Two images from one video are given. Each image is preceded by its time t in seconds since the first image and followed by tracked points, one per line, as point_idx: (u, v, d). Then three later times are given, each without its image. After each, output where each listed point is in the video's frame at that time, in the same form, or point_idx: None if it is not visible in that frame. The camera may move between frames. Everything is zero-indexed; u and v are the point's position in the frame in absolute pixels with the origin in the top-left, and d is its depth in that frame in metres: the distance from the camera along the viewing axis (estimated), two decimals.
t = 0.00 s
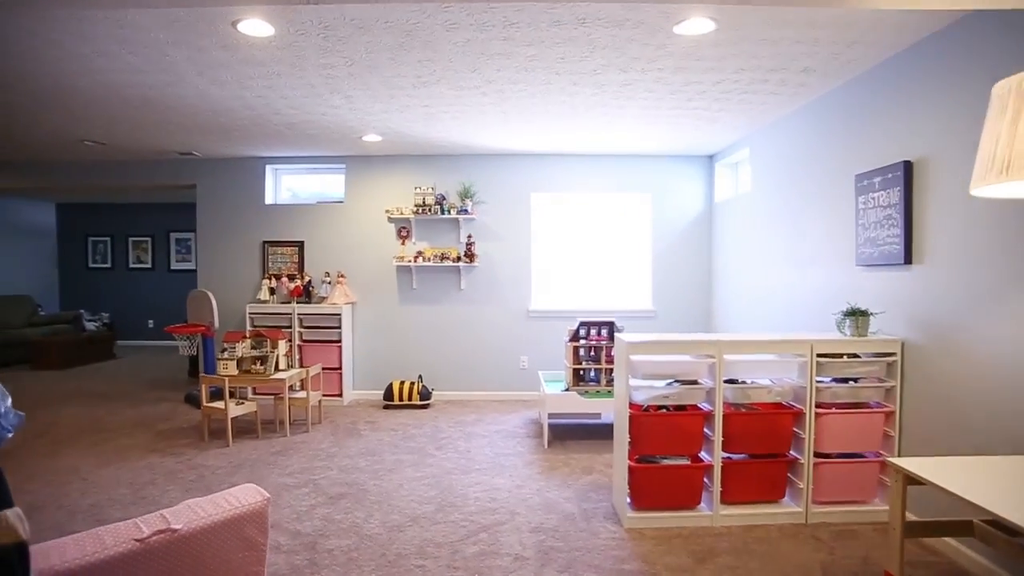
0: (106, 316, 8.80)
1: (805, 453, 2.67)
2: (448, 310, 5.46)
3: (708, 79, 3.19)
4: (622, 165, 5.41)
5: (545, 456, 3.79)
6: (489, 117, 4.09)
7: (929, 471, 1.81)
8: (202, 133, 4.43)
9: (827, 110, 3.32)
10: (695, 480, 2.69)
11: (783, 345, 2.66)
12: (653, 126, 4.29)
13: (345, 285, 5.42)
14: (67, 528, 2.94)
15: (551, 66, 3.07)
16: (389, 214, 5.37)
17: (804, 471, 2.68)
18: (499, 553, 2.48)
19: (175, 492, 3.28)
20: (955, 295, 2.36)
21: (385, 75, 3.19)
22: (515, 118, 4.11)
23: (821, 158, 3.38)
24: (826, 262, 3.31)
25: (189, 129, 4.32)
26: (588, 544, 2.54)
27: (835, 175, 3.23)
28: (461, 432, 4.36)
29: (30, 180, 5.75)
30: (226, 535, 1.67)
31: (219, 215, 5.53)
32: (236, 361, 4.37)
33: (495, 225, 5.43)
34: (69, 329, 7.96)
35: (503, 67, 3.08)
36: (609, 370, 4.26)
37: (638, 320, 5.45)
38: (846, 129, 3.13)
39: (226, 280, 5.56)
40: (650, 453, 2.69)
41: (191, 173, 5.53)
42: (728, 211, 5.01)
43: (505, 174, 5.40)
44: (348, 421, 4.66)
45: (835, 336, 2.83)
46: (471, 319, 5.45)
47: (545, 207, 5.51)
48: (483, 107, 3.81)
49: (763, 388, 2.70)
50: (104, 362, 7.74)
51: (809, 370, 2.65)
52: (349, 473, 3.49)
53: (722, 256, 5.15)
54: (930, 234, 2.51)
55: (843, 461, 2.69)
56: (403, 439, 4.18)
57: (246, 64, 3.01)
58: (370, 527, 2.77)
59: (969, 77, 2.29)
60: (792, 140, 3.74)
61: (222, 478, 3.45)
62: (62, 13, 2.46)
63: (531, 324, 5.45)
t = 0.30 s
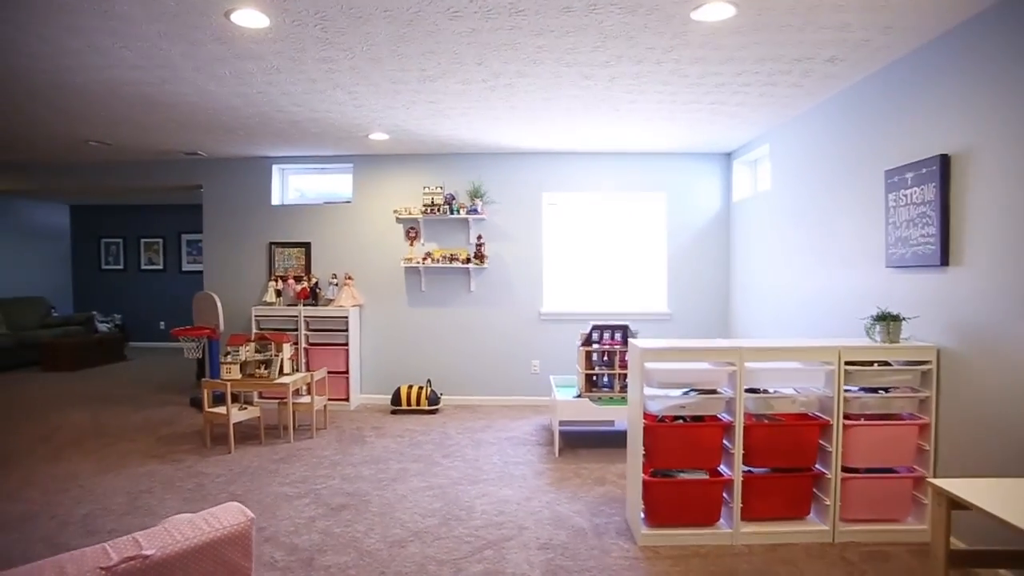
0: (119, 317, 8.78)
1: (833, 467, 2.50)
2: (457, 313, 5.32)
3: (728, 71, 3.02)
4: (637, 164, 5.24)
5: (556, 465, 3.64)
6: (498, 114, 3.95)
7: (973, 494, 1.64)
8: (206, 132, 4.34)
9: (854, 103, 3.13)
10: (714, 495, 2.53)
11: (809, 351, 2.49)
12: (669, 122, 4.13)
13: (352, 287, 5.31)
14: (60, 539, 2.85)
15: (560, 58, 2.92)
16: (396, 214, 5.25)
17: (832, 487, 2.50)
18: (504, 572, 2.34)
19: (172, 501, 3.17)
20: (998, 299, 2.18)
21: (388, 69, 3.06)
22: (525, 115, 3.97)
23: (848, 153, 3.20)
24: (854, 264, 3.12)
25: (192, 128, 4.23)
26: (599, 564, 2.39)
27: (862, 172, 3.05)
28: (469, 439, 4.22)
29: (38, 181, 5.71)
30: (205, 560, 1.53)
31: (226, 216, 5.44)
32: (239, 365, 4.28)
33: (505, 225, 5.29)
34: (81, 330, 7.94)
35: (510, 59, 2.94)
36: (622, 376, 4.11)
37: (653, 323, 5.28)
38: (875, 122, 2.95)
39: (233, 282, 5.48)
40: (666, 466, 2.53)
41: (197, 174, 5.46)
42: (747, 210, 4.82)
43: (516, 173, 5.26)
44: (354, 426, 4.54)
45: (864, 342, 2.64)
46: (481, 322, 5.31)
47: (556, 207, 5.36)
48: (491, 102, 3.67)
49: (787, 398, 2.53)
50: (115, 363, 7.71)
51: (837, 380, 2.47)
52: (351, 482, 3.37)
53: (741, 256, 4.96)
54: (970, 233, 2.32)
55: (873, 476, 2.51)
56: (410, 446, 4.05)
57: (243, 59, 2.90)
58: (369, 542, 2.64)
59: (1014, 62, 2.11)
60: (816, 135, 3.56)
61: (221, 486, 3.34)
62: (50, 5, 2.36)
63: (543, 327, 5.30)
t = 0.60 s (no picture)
0: (137, 319, 8.81)
1: (865, 483, 2.35)
2: (471, 316, 5.23)
3: (751, 64, 2.88)
4: (656, 163, 5.10)
5: (571, 475, 3.51)
6: (512, 112, 3.84)
7: None
8: (217, 133, 4.29)
9: (885, 97, 2.98)
10: (737, 511, 2.39)
11: (838, 359, 2.34)
12: (689, 120, 3.99)
13: (365, 289, 5.24)
14: (63, 548, 2.79)
15: (576, 52, 2.81)
16: (410, 215, 5.16)
17: (864, 505, 2.35)
18: None
19: (177, 509, 3.10)
20: None
21: (397, 65, 2.97)
22: (540, 113, 3.86)
23: (879, 150, 3.04)
24: (886, 266, 2.96)
25: (203, 129, 4.18)
26: None
27: (895, 169, 2.89)
28: (482, 446, 4.11)
29: (54, 183, 5.72)
30: None
31: (239, 218, 5.40)
32: (249, 369, 4.23)
33: (521, 226, 5.18)
34: (100, 331, 7.97)
35: (523, 54, 2.83)
36: (640, 382, 3.98)
37: (672, 326, 5.14)
38: (908, 116, 2.79)
39: (246, 284, 5.43)
40: (686, 480, 2.40)
41: (211, 176, 5.42)
42: (770, 211, 4.66)
43: (531, 173, 5.15)
44: (366, 432, 4.46)
45: (898, 349, 2.48)
46: (496, 325, 5.21)
47: (572, 208, 5.24)
48: (504, 100, 3.56)
49: (815, 409, 2.38)
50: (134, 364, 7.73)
51: (869, 390, 2.33)
52: (360, 491, 3.28)
53: (764, 258, 4.80)
54: (1015, 233, 2.16)
55: (909, 494, 2.35)
56: (421, 453, 3.95)
57: (249, 56, 2.83)
58: (376, 555, 2.54)
59: None
60: (845, 132, 3.40)
61: (228, 493, 3.26)
62: (50, 3, 2.30)
63: (559, 331, 5.17)
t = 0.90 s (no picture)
0: (162, 319, 8.89)
1: (906, 499, 2.20)
2: (491, 318, 5.14)
3: (782, 56, 2.74)
4: (681, 162, 4.96)
5: (592, 483, 3.40)
6: (533, 110, 3.75)
7: None
8: (236, 134, 4.26)
9: (926, 90, 2.82)
10: (768, 526, 2.26)
11: (877, 367, 2.19)
12: (715, 117, 3.85)
13: (384, 291, 5.19)
14: (75, 551, 2.75)
15: (597, 45, 2.70)
16: (429, 216, 5.09)
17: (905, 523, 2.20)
18: None
19: (190, 513, 3.06)
20: None
21: (413, 60, 2.89)
22: (561, 111, 3.76)
23: (919, 146, 2.88)
24: (926, 269, 2.80)
25: (220, 130, 4.15)
26: None
27: (937, 166, 2.73)
28: (501, 451, 4.02)
29: (79, 185, 5.76)
30: None
31: (258, 219, 5.38)
32: (266, 371, 4.19)
33: (542, 227, 5.07)
34: (126, 331, 8.03)
35: (543, 47, 2.73)
36: (664, 387, 3.85)
37: (696, 330, 4.99)
38: (952, 110, 2.64)
39: (265, 286, 5.41)
40: (713, 493, 2.28)
41: (231, 177, 5.41)
42: (799, 211, 4.49)
43: (552, 173, 5.04)
44: (383, 436, 4.40)
45: (942, 357, 2.32)
46: (516, 328, 5.11)
47: (594, 209, 5.12)
48: (524, 97, 3.47)
49: (851, 420, 2.24)
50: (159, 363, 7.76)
51: (911, 401, 2.17)
52: (375, 497, 3.20)
53: (793, 260, 4.63)
54: None
55: (954, 513, 2.18)
56: (439, 458, 3.87)
57: (262, 53, 2.77)
58: (389, 566, 2.46)
59: None
60: (881, 128, 3.24)
61: (242, 498, 3.21)
62: None
63: (580, 334, 5.06)
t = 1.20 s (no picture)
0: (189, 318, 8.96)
1: (960, 521, 2.02)
2: (515, 319, 5.03)
3: (822, 45, 2.58)
4: (711, 159, 4.79)
5: (617, 492, 3.27)
6: (558, 105, 3.63)
7: None
8: (257, 132, 4.22)
9: (980, 79, 2.63)
10: (807, 547, 2.11)
11: (928, 377, 2.03)
12: (748, 112, 3.69)
13: (405, 291, 5.11)
14: (89, 555, 2.71)
15: (625, 35, 2.57)
16: (451, 215, 5.00)
17: (958, 546, 2.02)
18: None
19: (206, 516, 3.00)
20: None
21: (433, 53, 2.80)
22: (586, 106, 3.63)
23: (972, 139, 2.69)
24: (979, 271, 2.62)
25: (241, 128, 4.10)
26: None
27: (992, 161, 2.55)
28: (523, 457, 3.90)
29: (106, 185, 5.80)
30: None
31: (281, 218, 5.35)
32: (286, 372, 4.14)
33: (566, 227, 4.95)
34: (154, 330, 8.10)
35: (567, 38, 2.61)
36: (693, 393, 3.70)
37: (725, 332, 4.81)
38: (1009, 100, 2.45)
39: (287, 285, 5.38)
40: (747, 509, 2.14)
41: (254, 176, 5.39)
42: (835, 209, 4.29)
43: (578, 172, 4.91)
44: (404, 439, 4.32)
45: (1000, 366, 2.14)
46: (539, 329, 4.99)
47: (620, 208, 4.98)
48: (548, 91, 3.35)
49: (899, 434, 2.07)
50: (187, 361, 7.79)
51: (966, 414, 2.00)
52: (393, 504, 3.12)
53: (828, 261, 4.44)
54: None
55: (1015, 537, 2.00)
56: (459, 463, 3.77)
57: (278, 47, 2.70)
58: None
59: None
60: (928, 121, 3.05)
61: (258, 502, 3.15)
62: None
63: (605, 336, 4.92)
